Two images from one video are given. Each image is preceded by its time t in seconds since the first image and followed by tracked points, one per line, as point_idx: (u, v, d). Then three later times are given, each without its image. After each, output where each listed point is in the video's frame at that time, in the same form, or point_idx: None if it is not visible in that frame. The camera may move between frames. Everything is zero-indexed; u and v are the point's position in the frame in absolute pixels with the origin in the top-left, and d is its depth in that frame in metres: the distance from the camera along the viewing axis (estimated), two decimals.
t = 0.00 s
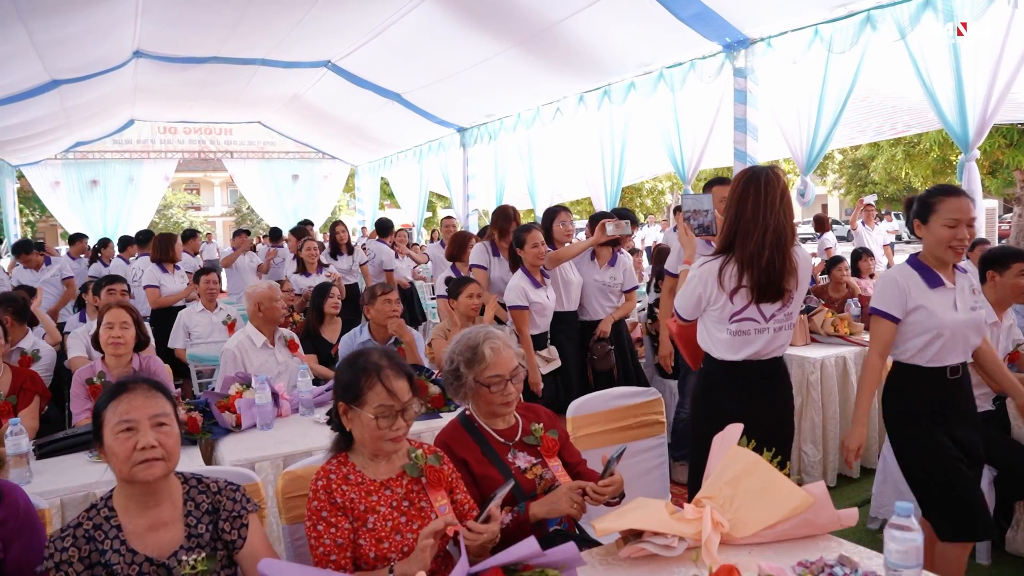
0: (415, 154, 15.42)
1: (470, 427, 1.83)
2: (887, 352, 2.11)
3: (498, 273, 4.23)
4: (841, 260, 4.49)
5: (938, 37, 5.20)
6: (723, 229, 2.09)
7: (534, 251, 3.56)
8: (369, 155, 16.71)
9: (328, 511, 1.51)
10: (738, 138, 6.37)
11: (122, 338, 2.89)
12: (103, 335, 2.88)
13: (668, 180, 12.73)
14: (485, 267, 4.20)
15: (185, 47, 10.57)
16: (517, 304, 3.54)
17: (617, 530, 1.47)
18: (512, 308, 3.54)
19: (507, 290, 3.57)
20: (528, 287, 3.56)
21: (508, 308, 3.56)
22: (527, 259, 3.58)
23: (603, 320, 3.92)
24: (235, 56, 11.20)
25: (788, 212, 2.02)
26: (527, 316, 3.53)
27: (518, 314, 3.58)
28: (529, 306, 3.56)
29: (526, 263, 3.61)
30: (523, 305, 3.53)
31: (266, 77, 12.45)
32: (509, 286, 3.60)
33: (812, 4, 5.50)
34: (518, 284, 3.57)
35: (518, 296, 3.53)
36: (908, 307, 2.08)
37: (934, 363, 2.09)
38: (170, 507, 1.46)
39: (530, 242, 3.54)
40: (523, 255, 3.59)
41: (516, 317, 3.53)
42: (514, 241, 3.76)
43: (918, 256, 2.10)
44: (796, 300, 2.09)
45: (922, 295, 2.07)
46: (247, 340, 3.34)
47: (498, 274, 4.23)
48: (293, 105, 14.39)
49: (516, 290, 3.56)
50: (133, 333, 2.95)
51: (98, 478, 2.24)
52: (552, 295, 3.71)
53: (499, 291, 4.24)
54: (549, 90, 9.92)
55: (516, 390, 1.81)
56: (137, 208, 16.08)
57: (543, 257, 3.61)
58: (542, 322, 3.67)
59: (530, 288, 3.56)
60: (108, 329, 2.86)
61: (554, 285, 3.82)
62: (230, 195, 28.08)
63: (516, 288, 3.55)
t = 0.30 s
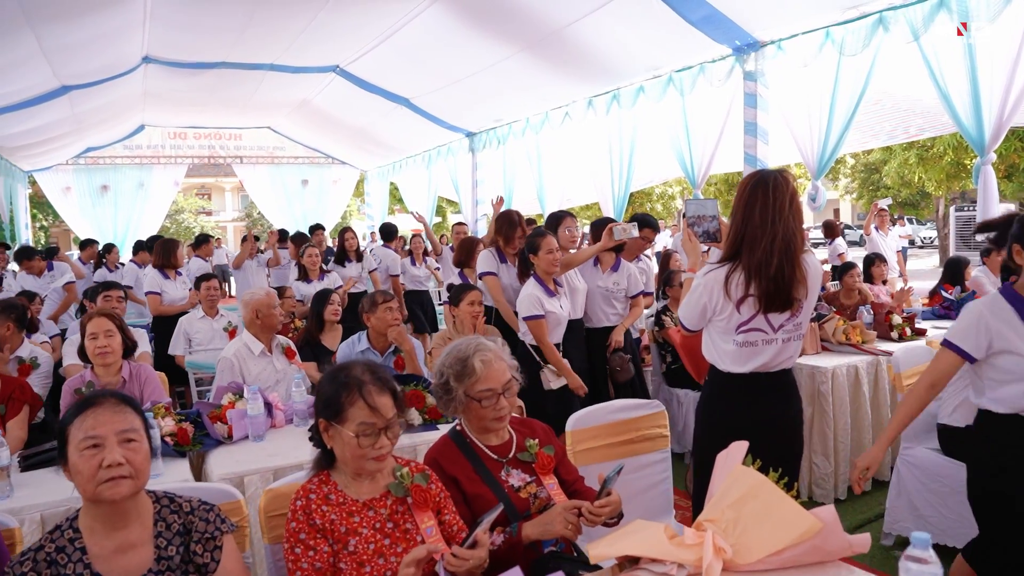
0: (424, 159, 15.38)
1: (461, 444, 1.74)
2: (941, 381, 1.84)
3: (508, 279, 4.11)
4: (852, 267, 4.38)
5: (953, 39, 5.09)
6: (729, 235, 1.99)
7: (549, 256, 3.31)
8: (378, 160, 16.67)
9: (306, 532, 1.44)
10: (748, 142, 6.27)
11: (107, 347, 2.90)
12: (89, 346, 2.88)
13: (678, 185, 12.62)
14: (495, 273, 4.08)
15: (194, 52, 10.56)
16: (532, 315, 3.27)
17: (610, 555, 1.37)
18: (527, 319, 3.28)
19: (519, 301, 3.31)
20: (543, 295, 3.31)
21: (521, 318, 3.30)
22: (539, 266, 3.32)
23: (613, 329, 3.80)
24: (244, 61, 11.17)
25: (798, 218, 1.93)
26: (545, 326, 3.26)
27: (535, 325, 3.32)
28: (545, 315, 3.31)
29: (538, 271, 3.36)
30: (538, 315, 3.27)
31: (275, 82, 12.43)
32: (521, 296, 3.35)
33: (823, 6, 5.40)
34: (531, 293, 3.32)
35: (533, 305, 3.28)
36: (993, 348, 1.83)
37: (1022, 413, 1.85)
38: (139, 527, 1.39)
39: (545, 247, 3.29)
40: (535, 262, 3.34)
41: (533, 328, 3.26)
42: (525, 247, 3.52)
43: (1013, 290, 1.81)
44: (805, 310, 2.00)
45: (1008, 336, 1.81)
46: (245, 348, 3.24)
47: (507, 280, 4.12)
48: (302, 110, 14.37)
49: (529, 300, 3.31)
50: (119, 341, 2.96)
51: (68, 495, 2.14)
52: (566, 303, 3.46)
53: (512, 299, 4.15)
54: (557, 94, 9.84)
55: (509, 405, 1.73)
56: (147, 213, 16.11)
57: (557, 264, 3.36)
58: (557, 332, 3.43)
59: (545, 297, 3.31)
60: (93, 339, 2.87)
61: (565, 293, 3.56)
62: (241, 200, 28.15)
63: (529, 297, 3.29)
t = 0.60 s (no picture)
0: (434, 162, 15.34)
1: (450, 456, 1.67)
2: None
3: (519, 286, 4.00)
4: (864, 271, 4.28)
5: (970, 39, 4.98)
6: (734, 239, 1.91)
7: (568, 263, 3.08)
8: (388, 163, 16.64)
9: (282, 551, 1.38)
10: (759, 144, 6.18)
11: (95, 354, 2.88)
12: (75, 354, 2.87)
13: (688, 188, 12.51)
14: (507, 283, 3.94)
15: (204, 56, 10.55)
16: (549, 326, 3.03)
17: None
18: (545, 331, 3.04)
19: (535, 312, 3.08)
20: (560, 305, 3.07)
21: (539, 329, 3.06)
22: (556, 273, 3.08)
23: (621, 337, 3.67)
24: (253, 65, 11.16)
25: (806, 220, 1.85)
26: (566, 337, 3.03)
27: (554, 336, 3.08)
28: (565, 326, 3.07)
29: (556, 280, 3.12)
30: (557, 325, 3.03)
31: (285, 85, 12.43)
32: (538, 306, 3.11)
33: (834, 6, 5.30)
34: (547, 304, 3.08)
35: (550, 315, 3.04)
36: None
37: None
38: (106, 544, 1.34)
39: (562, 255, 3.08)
40: (552, 270, 3.11)
41: (553, 340, 3.02)
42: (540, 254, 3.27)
43: None
44: (813, 318, 1.91)
45: None
46: (240, 354, 3.18)
47: (518, 288, 4.00)
48: (312, 113, 14.37)
49: (546, 309, 3.07)
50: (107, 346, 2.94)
51: (24, 511, 2.04)
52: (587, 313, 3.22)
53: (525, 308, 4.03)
54: (567, 96, 9.76)
55: (500, 416, 1.66)
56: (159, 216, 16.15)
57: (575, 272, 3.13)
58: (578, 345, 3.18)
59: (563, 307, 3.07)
60: (80, 347, 2.84)
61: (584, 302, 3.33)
62: (254, 203, 28.23)
63: (546, 307, 3.05)
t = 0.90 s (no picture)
0: (443, 163, 15.28)
1: (432, 468, 1.60)
2: None
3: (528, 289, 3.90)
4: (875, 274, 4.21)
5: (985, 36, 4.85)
6: (731, 241, 1.83)
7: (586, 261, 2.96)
8: (398, 164, 16.60)
9: (250, 568, 1.32)
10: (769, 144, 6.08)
11: (83, 358, 2.86)
12: (63, 358, 2.85)
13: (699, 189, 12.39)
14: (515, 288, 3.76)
15: (212, 58, 10.55)
16: (564, 328, 2.89)
17: None
18: (559, 332, 2.90)
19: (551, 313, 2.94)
20: (578, 305, 2.93)
21: (553, 330, 2.92)
22: (576, 272, 2.96)
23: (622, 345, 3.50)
24: (261, 66, 11.15)
25: (806, 222, 1.77)
26: (579, 340, 2.89)
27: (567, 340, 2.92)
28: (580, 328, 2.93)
29: (575, 279, 2.99)
30: (572, 327, 2.89)
31: (294, 87, 12.41)
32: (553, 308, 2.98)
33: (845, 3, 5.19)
34: (564, 303, 2.95)
35: (565, 316, 2.90)
36: None
37: None
38: (62, 560, 1.29)
39: (581, 252, 2.96)
40: (571, 269, 2.97)
41: (566, 342, 2.88)
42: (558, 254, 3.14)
43: None
44: (815, 324, 1.82)
45: None
46: (233, 358, 3.14)
47: (526, 291, 3.91)
48: (321, 115, 14.34)
49: (562, 310, 2.93)
50: (96, 351, 2.93)
51: None
52: (606, 316, 3.08)
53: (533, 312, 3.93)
54: (575, 97, 9.67)
55: (484, 427, 1.59)
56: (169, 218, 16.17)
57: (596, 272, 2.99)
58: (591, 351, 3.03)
59: (580, 307, 2.93)
60: (68, 351, 2.82)
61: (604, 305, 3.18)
62: (265, 205, 28.29)
63: (561, 307, 2.92)
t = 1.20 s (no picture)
0: (457, 163, 15.24)
1: (416, 480, 1.54)
2: None
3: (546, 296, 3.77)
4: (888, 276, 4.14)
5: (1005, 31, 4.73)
6: (730, 245, 1.76)
7: (610, 264, 2.86)
8: (411, 164, 16.58)
9: None
10: (782, 143, 5.98)
11: (80, 361, 2.83)
12: (61, 360, 2.83)
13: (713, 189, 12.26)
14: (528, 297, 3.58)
15: (225, 59, 10.57)
16: (580, 334, 2.81)
17: None
18: (575, 338, 2.83)
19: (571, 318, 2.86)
20: (597, 312, 2.84)
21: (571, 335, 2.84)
22: (599, 275, 2.86)
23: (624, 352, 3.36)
24: (274, 67, 11.16)
25: (809, 226, 1.70)
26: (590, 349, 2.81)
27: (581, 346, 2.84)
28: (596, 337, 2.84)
29: (597, 282, 2.89)
30: (589, 334, 2.81)
31: (307, 88, 12.42)
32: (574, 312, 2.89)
33: None
34: (586, 307, 2.85)
35: (584, 323, 2.81)
36: None
37: None
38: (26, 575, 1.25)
39: (605, 254, 2.86)
40: (594, 272, 2.88)
41: (579, 349, 2.80)
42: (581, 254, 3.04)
43: None
44: (817, 332, 1.75)
45: None
46: (230, 361, 3.10)
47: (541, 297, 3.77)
48: (334, 115, 14.34)
49: (582, 316, 2.84)
50: (94, 354, 2.90)
51: None
52: (631, 322, 2.98)
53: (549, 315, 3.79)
54: (587, 96, 9.60)
55: (470, 439, 1.53)
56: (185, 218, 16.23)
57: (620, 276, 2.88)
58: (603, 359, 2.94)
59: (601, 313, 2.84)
60: (65, 354, 2.80)
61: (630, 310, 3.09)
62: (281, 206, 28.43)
63: (580, 313, 2.83)
